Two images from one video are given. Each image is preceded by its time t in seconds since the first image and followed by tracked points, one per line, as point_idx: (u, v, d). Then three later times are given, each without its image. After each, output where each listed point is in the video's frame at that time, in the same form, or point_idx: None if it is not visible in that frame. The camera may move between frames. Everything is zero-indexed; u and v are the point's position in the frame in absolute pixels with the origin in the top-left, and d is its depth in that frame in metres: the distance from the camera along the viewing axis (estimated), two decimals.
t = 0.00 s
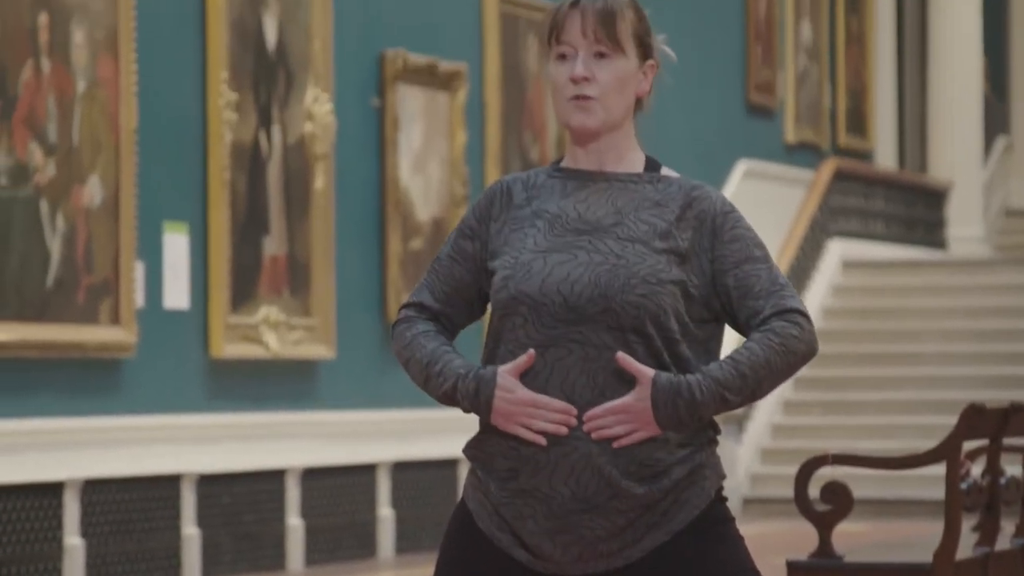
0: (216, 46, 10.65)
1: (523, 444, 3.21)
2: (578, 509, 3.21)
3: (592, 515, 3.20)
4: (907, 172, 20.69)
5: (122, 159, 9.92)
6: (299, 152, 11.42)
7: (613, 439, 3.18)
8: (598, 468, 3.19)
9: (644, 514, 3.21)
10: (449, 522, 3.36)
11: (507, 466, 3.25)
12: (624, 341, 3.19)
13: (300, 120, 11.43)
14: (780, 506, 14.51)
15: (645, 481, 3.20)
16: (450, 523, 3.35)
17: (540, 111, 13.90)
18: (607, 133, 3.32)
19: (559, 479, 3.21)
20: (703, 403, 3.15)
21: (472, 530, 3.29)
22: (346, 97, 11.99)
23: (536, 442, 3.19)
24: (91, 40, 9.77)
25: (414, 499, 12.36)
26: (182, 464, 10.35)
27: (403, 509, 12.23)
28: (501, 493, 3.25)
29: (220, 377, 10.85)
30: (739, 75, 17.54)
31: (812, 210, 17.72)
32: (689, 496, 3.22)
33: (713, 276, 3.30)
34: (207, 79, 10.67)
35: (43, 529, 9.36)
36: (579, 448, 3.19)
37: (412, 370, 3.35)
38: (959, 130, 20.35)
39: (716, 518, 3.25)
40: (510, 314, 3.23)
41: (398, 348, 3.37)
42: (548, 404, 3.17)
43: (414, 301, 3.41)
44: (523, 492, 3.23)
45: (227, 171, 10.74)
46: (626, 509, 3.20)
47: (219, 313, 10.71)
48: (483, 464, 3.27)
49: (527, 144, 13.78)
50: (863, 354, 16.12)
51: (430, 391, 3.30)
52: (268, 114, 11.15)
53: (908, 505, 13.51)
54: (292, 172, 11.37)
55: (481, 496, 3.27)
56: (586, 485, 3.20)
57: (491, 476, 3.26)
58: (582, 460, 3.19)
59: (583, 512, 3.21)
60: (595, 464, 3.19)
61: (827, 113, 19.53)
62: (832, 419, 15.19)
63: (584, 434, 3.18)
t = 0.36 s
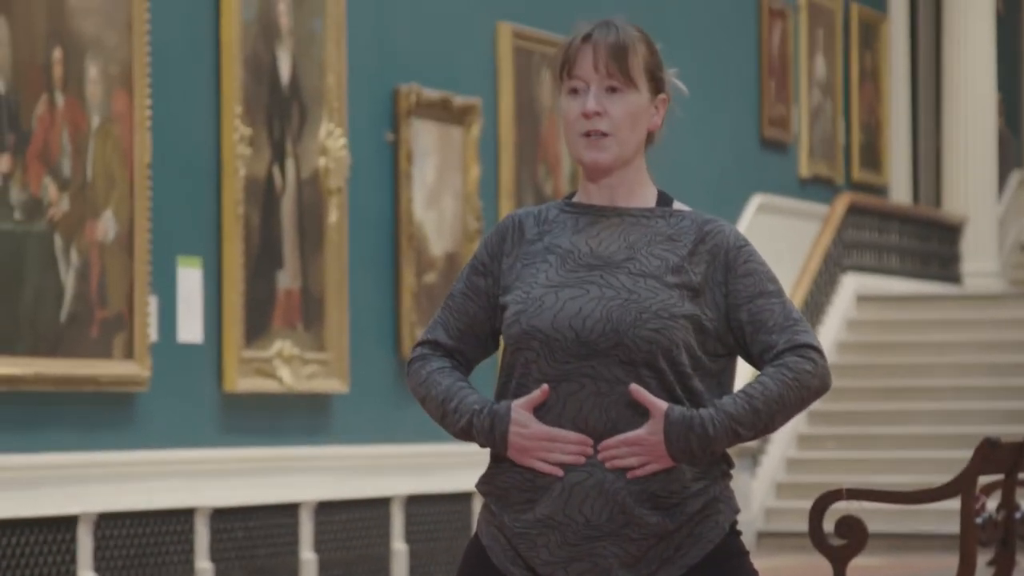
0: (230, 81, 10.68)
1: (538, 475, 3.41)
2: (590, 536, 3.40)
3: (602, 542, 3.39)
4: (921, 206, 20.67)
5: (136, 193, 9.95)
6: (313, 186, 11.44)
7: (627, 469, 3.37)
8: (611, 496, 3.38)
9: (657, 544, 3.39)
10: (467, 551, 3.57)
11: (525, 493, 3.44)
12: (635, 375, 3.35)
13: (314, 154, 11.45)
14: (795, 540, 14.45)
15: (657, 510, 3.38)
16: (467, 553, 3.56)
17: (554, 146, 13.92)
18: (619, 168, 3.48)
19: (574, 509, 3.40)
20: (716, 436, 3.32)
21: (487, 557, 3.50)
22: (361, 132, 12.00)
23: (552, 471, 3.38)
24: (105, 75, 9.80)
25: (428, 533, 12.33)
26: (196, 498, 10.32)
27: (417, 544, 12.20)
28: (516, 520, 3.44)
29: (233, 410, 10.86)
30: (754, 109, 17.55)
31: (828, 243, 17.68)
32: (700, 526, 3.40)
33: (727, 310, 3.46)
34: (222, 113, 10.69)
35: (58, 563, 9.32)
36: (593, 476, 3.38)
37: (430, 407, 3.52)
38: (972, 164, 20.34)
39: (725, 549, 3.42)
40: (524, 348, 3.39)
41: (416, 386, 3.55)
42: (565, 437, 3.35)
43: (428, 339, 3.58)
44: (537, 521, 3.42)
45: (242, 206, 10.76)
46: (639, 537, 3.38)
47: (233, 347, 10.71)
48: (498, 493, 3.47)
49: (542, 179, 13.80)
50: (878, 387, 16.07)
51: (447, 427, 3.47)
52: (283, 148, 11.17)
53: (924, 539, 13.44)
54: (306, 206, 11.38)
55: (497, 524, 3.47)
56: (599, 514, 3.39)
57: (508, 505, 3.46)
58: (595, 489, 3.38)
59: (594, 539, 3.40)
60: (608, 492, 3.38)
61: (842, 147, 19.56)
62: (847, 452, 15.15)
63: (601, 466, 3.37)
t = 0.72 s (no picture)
0: (240, 93, 10.69)
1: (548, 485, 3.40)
2: (598, 548, 3.39)
3: (612, 553, 3.38)
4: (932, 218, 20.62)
5: (146, 206, 9.96)
6: (323, 198, 11.44)
7: (638, 480, 3.36)
8: (621, 508, 3.37)
9: (667, 555, 3.38)
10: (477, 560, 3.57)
11: (535, 503, 3.43)
12: (644, 387, 3.34)
13: (324, 166, 11.45)
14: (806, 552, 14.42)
15: (666, 522, 3.37)
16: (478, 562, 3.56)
17: (564, 158, 13.92)
18: (628, 179, 3.48)
19: (584, 521, 3.39)
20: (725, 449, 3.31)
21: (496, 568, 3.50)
22: (371, 143, 12.00)
23: (562, 482, 3.37)
24: (115, 87, 9.82)
25: (437, 545, 12.32)
26: (206, 510, 10.31)
27: (426, 555, 12.19)
28: (526, 531, 3.44)
29: (243, 422, 10.86)
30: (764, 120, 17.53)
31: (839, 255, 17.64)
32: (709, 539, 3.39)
33: (737, 322, 3.45)
34: (231, 126, 10.70)
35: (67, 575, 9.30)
36: (603, 487, 3.37)
37: (444, 421, 3.53)
38: (983, 176, 20.32)
39: (734, 561, 3.41)
40: (533, 360, 3.39)
41: (430, 401, 3.56)
42: (576, 448, 3.35)
43: (441, 353, 3.59)
44: (547, 531, 3.41)
45: (252, 218, 10.76)
46: (648, 548, 3.37)
47: (243, 359, 10.71)
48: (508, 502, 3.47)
49: (552, 190, 13.79)
50: (889, 399, 16.04)
51: (458, 439, 3.48)
52: (293, 160, 11.18)
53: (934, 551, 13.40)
54: (316, 218, 11.37)
55: (506, 535, 3.47)
56: (609, 526, 3.38)
57: (517, 516, 3.46)
58: (605, 500, 3.37)
59: (604, 550, 3.39)
60: (618, 503, 3.37)
61: (852, 159, 19.53)
62: (857, 464, 15.11)
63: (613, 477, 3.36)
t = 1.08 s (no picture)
0: (243, 95, 10.71)
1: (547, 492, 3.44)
2: (598, 558, 3.42)
3: (613, 560, 3.41)
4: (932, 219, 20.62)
5: (148, 208, 9.99)
6: (325, 199, 11.46)
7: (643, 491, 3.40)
8: (620, 516, 3.41)
9: (668, 560, 3.41)
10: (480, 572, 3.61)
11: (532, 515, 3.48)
12: (646, 390, 3.37)
13: (326, 167, 11.48)
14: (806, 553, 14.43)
15: (666, 529, 3.41)
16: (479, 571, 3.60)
17: (566, 159, 13.94)
18: (630, 182, 3.52)
19: (584, 526, 3.43)
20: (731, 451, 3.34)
21: None
22: (373, 145, 12.03)
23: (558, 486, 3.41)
24: (118, 89, 9.85)
25: (438, 545, 12.35)
26: (207, 510, 10.34)
27: (427, 556, 12.22)
28: (526, 540, 3.48)
29: (245, 423, 10.89)
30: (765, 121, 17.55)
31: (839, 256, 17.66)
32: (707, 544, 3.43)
33: (740, 322, 3.49)
34: (234, 128, 10.73)
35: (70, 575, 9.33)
36: (602, 496, 3.41)
37: (442, 417, 3.58)
38: (984, 179, 20.31)
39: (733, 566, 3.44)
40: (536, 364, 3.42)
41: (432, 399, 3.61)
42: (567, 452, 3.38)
43: (444, 353, 3.65)
44: (547, 540, 3.46)
45: (254, 219, 10.79)
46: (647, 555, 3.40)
47: (245, 359, 10.74)
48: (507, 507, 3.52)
49: (554, 191, 13.81)
50: (890, 401, 16.06)
51: (457, 437, 3.53)
52: (295, 161, 11.20)
53: (935, 552, 13.43)
54: (319, 221, 11.40)
55: (506, 544, 3.51)
56: (609, 534, 3.41)
57: (517, 525, 3.50)
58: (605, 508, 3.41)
59: (605, 561, 3.42)
60: (615, 511, 3.41)
61: (853, 160, 19.55)
62: (858, 465, 15.12)
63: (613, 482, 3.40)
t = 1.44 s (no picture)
0: (243, 95, 10.71)
1: (546, 488, 3.58)
2: (598, 554, 3.56)
3: (612, 555, 3.55)
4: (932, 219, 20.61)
5: (148, 208, 9.99)
6: (325, 199, 11.47)
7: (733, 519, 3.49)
8: (618, 515, 3.54)
9: (666, 559, 3.54)
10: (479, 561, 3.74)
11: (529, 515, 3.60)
12: (646, 382, 3.52)
13: (326, 167, 11.48)
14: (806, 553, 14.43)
15: (663, 526, 3.53)
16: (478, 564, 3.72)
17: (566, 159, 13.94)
18: (628, 181, 3.67)
19: (581, 526, 3.56)
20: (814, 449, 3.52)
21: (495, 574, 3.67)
22: (372, 144, 12.02)
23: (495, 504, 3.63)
24: (118, 89, 9.85)
25: (437, 545, 12.35)
26: (207, 510, 10.33)
27: (427, 556, 12.23)
28: (525, 537, 3.61)
29: (245, 423, 10.89)
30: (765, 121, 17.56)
31: (839, 256, 17.65)
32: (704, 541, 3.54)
33: (755, 293, 3.63)
34: (234, 128, 10.73)
35: None
36: (600, 494, 3.54)
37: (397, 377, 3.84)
38: (985, 181, 20.30)
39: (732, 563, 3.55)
40: (536, 358, 3.58)
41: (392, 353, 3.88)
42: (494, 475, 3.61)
43: (417, 308, 3.88)
44: (546, 536, 3.59)
45: (254, 219, 10.79)
46: (645, 552, 3.54)
47: (246, 359, 10.75)
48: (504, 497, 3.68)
49: (553, 191, 13.81)
50: (890, 401, 16.08)
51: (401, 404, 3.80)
52: (295, 161, 11.21)
53: (935, 552, 13.45)
54: (319, 221, 11.40)
55: (505, 539, 3.64)
56: (607, 533, 3.55)
57: (516, 522, 3.63)
58: (603, 506, 3.54)
59: (604, 556, 3.56)
60: (615, 509, 3.54)
61: (853, 160, 19.56)
62: (859, 465, 15.13)
63: (612, 479, 3.53)
